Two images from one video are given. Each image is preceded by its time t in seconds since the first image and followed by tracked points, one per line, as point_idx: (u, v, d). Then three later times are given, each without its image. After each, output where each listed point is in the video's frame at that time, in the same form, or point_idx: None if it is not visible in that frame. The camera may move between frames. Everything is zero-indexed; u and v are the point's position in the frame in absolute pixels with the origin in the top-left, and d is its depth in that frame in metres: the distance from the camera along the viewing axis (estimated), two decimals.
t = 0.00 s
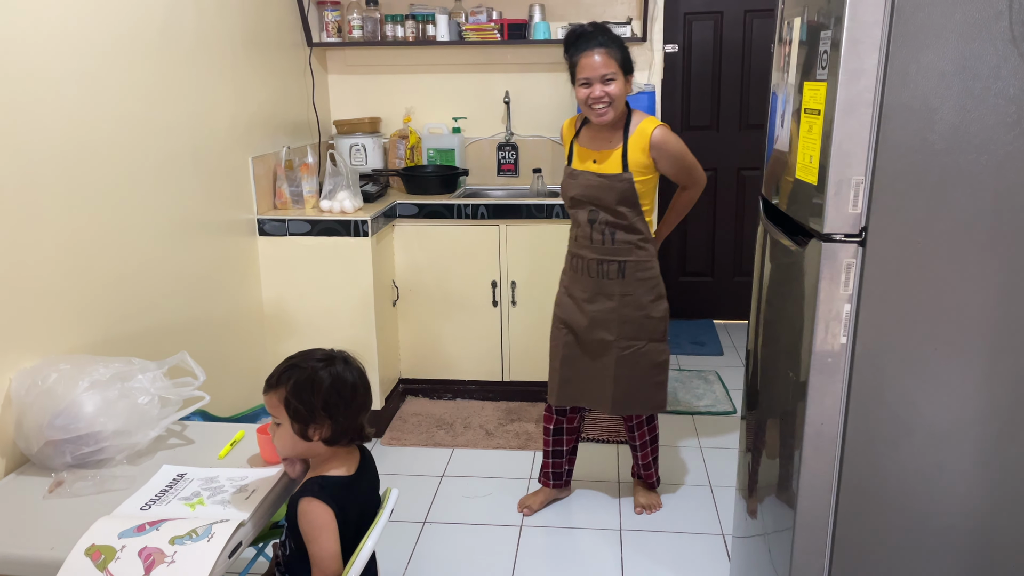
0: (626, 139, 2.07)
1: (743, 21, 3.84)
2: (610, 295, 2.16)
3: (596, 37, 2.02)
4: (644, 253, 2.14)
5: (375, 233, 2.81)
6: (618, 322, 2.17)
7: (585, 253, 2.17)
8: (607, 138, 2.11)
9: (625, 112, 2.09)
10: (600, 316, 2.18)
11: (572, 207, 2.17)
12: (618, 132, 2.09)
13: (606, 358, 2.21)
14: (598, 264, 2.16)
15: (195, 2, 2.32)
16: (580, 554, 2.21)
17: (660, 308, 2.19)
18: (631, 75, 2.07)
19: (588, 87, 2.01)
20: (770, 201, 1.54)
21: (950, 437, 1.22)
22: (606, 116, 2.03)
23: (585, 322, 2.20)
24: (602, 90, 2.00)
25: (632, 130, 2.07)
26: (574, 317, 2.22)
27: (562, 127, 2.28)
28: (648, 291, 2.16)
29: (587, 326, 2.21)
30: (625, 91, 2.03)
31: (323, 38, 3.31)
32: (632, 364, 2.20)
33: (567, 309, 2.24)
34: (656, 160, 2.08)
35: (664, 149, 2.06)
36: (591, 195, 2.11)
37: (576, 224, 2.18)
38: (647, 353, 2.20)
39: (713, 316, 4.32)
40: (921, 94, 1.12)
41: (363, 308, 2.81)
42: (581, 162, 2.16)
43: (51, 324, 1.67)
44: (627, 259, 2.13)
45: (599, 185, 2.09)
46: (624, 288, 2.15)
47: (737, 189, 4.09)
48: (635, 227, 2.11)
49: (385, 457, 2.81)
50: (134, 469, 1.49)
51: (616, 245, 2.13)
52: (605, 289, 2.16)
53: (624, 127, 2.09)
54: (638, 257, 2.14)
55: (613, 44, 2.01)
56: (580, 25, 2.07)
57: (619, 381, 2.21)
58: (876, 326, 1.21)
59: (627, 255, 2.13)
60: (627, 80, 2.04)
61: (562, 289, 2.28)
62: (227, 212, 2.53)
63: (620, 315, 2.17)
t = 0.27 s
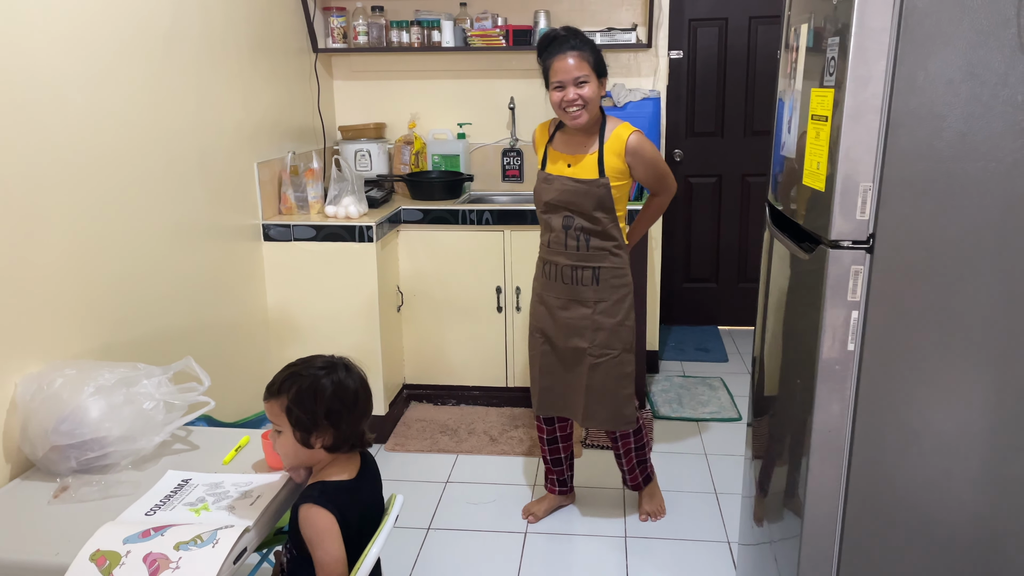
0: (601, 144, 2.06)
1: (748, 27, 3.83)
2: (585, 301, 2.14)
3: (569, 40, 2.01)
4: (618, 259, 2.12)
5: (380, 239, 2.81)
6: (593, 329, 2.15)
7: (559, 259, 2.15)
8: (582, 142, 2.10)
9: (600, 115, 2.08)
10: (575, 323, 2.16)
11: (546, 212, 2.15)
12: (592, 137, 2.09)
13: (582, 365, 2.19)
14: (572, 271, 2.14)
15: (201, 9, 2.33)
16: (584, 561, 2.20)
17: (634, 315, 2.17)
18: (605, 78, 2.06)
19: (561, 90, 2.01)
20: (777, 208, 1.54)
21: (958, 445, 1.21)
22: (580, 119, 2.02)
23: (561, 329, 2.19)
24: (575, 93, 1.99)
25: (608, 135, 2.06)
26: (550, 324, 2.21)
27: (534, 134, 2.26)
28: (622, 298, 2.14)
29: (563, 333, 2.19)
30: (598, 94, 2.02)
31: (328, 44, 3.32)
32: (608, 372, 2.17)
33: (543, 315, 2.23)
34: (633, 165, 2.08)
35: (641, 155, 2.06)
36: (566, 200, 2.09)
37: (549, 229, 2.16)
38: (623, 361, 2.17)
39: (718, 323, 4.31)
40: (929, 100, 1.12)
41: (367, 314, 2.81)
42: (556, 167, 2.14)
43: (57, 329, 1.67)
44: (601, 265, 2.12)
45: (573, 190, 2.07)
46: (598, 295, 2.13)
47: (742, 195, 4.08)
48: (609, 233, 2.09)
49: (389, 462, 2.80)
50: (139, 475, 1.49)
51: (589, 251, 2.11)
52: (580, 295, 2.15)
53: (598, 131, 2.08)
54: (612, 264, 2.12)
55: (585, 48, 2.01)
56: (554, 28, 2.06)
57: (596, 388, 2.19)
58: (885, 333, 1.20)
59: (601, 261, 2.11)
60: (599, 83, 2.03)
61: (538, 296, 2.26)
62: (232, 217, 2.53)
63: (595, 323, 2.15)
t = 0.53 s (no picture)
0: (591, 144, 2.05)
1: (752, 28, 3.83)
2: (577, 303, 2.14)
3: (558, 39, 2.00)
4: (608, 260, 2.14)
5: (383, 240, 2.81)
6: (586, 332, 2.15)
7: (550, 262, 2.14)
8: (572, 143, 2.09)
9: (591, 115, 2.08)
10: (569, 326, 2.15)
11: (536, 214, 2.14)
12: (583, 137, 2.08)
13: (575, 368, 2.18)
14: (563, 273, 2.13)
15: (206, 9, 2.33)
16: (588, 563, 2.20)
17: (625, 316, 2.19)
18: (595, 78, 2.05)
19: (550, 90, 2.00)
20: (781, 209, 1.54)
21: (964, 447, 1.21)
22: (569, 118, 2.01)
23: (553, 332, 2.17)
24: (564, 93, 1.99)
25: (599, 136, 2.05)
26: (542, 327, 2.20)
27: (519, 134, 2.24)
28: (613, 300, 2.15)
29: (556, 336, 2.17)
30: (587, 94, 2.01)
31: (332, 45, 3.32)
32: (602, 374, 2.17)
33: (534, 319, 2.21)
34: (622, 166, 2.09)
35: (631, 156, 2.06)
36: (559, 201, 2.08)
37: (539, 232, 2.15)
38: (616, 362, 2.19)
39: (722, 324, 4.31)
40: (936, 101, 1.12)
41: (371, 314, 2.81)
42: (545, 167, 2.12)
43: (62, 329, 1.68)
44: (593, 267, 2.12)
45: (565, 191, 2.06)
46: (590, 296, 2.13)
47: (745, 196, 4.08)
48: (601, 234, 2.10)
49: (393, 463, 2.81)
50: (143, 474, 1.49)
51: (581, 253, 2.11)
52: (572, 298, 2.14)
53: (588, 133, 2.07)
54: (603, 265, 2.13)
55: (574, 47, 2.00)
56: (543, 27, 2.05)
57: (590, 391, 2.17)
58: (890, 334, 1.20)
59: (592, 263, 2.12)
60: (589, 82, 2.02)
61: (527, 300, 2.24)
62: (236, 217, 2.54)
63: (587, 325, 2.14)
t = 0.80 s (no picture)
0: (589, 144, 2.06)
1: (756, 30, 3.83)
2: (578, 306, 2.14)
3: (557, 38, 2.00)
4: (607, 261, 2.13)
5: (387, 240, 2.81)
6: (590, 334, 2.15)
7: (549, 265, 2.14)
8: (570, 142, 2.09)
9: (588, 115, 2.08)
10: (570, 329, 2.16)
11: (534, 216, 2.13)
12: (581, 137, 2.09)
13: (579, 371, 2.18)
14: (563, 275, 2.13)
15: (211, 10, 2.34)
16: (590, 564, 2.20)
17: (626, 316, 2.19)
18: (593, 77, 2.05)
19: (547, 89, 2.01)
20: (785, 211, 1.54)
21: (967, 450, 1.21)
22: (565, 117, 2.02)
23: (556, 335, 2.18)
24: (560, 92, 1.99)
25: (597, 136, 2.06)
26: (544, 330, 2.20)
27: (518, 136, 2.25)
28: (614, 300, 2.15)
29: (559, 339, 2.18)
30: (584, 93, 2.01)
31: (336, 45, 3.33)
32: (606, 375, 2.17)
33: (536, 323, 2.21)
34: (619, 167, 2.09)
35: (628, 156, 2.07)
36: (556, 202, 2.07)
37: (537, 235, 2.14)
38: (620, 363, 2.19)
39: (725, 326, 4.31)
40: (940, 104, 1.12)
41: (374, 315, 2.81)
42: (542, 167, 2.13)
43: (67, 328, 1.68)
44: (592, 268, 2.12)
45: (563, 192, 2.06)
46: (591, 298, 2.13)
47: (749, 198, 4.08)
48: (597, 235, 2.10)
49: (396, 463, 2.81)
50: (147, 474, 1.49)
51: (580, 255, 2.11)
52: (573, 301, 2.14)
53: (586, 133, 2.08)
54: (603, 266, 2.12)
55: (573, 46, 2.00)
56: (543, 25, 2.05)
57: (594, 392, 2.18)
58: (893, 336, 1.20)
59: (591, 265, 2.11)
60: (586, 81, 2.02)
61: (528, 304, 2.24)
62: (240, 218, 2.54)
63: (590, 328, 2.14)
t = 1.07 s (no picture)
0: (589, 145, 2.05)
1: (760, 31, 3.83)
2: (580, 307, 2.14)
3: (554, 38, 2.00)
4: (609, 262, 2.14)
5: (390, 240, 2.82)
6: (591, 334, 2.15)
7: (550, 266, 2.14)
8: (569, 144, 2.09)
9: (587, 116, 2.08)
10: (571, 329, 2.16)
11: (535, 219, 2.14)
12: (580, 138, 2.08)
13: (581, 371, 2.18)
14: (565, 277, 2.13)
15: (215, 10, 2.34)
16: (592, 565, 2.20)
17: (628, 316, 2.19)
18: (590, 78, 2.05)
19: (544, 90, 2.01)
20: (787, 212, 1.54)
21: (969, 452, 1.21)
22: (562, 118, 2.02)
23: (558, 336, 2.18)
24: (558, 93, 1.99)
25: (597, 137, 2.05)
26: (546, 331, 2.20)
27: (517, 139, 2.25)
28: (615, 301, 2.16)
29: (561, 339, 2.18)
30: (581, 94, 2.01)
31: (340, 46, 3.33)
32: (608, 375, 2.17)
33: (538, 324, 2.21)
34: (619, 167, 2.08)
35: (628, 156, 2.06)
36: (558, 204, 2.08)
37: (539, 237, 2.15)
38: (621, 363, 2.19)
39: (727, 326, 4.31)
40: (943, 106, 1.12)
41: (376, 315, 2.82)
42: (543, 169, 2.13)
43: (71, 327, 1.69)
44: (594, 269, 2.12)
45: (565, 194, 2.06)
46: (592, 299, 2.13)
47: (752, 199, 4.08)
48: (599, 236, 2.10)
49: (398, 463, 2.81)
50: (150, 473, 1.50)
51: (581, 256, 2.11)
52: (574, 302, 2.14)
53: (586, 133, 2.08)
54: (604, 267, 2.13)
55: (570, 47, 2.00)
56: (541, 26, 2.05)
57: (595, 393, 2.18)
58: (896, 337, 1.20)
59: (593, 266, 2.12)
60: (583, 82, 2.02)
61: (530, 305, 2.25)
62: (243, 217, 2.55)
63: (592, 328, 2.14)
